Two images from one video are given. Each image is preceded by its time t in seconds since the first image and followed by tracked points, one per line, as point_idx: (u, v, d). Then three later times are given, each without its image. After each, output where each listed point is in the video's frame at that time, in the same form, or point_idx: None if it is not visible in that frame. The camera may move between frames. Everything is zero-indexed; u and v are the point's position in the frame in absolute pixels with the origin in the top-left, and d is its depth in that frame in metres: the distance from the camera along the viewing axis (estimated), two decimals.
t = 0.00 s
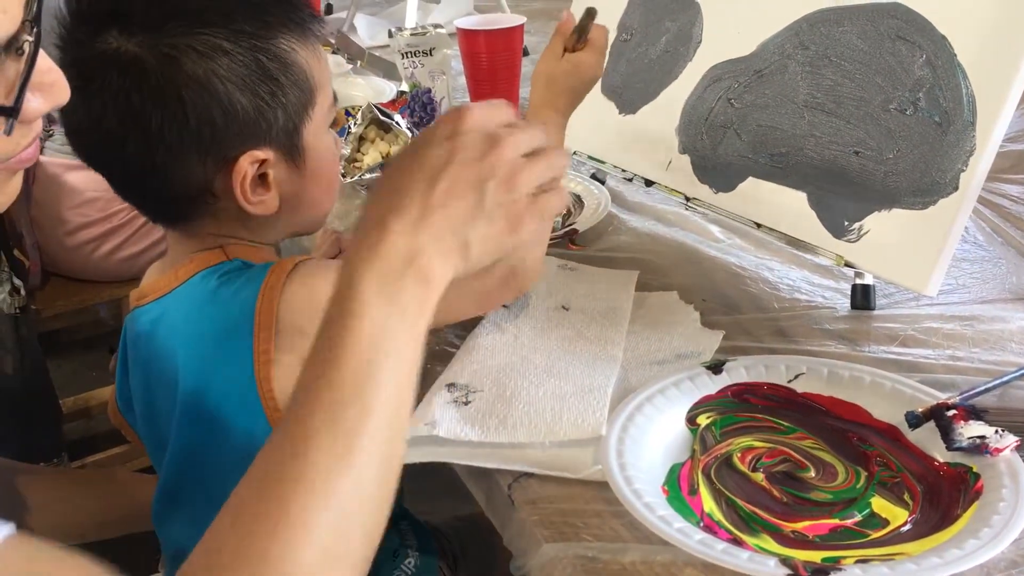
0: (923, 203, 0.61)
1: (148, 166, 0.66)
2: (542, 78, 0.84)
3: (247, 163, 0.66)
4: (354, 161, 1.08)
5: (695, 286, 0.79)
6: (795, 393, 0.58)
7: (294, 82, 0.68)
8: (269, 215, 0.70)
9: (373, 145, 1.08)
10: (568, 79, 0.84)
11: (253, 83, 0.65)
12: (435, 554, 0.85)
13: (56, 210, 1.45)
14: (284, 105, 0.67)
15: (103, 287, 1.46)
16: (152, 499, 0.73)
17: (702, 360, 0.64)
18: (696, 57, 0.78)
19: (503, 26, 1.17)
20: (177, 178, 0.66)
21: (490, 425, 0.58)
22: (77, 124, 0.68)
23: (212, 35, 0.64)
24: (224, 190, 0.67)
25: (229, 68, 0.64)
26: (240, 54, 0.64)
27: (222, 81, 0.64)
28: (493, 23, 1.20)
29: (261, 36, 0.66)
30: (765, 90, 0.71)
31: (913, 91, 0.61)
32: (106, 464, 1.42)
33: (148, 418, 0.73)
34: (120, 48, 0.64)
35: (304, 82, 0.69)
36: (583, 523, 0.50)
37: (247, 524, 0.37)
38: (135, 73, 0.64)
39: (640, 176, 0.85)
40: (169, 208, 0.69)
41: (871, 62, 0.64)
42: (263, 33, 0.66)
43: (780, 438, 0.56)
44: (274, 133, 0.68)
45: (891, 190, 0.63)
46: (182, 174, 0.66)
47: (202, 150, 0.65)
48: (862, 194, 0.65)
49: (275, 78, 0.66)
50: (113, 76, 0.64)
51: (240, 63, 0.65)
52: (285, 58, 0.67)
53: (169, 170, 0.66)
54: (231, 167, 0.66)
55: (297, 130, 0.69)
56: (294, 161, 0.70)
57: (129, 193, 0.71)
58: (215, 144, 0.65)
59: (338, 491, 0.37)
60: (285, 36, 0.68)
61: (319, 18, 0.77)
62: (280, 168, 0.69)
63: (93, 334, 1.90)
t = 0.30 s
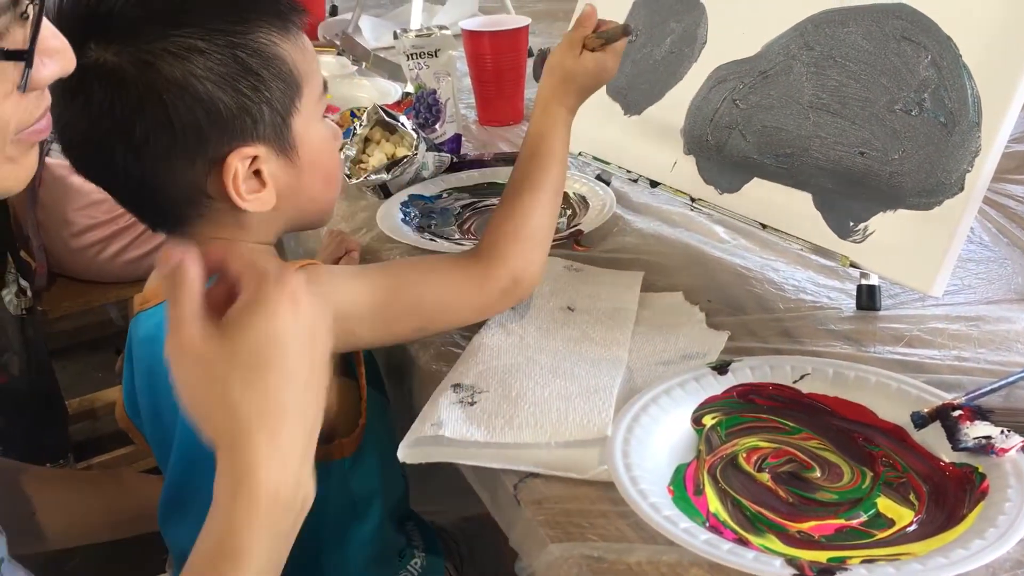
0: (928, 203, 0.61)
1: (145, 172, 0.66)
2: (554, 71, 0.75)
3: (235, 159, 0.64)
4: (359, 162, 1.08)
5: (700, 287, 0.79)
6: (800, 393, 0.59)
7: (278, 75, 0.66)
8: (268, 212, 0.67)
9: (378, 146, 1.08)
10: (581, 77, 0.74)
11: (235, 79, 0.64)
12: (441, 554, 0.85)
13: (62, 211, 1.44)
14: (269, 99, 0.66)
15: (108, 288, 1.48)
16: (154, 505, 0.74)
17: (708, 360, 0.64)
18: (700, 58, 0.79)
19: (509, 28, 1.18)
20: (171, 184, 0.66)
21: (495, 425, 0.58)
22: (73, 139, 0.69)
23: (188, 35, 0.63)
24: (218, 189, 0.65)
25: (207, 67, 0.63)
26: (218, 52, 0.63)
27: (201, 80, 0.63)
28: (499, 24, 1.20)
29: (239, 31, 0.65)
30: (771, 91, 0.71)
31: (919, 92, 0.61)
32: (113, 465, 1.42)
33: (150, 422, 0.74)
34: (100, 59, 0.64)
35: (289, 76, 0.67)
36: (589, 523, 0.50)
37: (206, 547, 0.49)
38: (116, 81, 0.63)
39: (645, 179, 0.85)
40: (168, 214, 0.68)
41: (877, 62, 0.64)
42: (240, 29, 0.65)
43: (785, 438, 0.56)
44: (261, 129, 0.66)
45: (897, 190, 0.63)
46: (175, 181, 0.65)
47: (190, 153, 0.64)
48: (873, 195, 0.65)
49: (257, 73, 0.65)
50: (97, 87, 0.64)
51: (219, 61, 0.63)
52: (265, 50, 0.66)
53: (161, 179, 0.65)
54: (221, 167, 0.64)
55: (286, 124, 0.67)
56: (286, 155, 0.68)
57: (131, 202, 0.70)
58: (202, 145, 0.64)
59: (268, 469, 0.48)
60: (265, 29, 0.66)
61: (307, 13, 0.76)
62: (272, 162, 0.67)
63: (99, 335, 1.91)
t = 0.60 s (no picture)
0: (932, 201, 0.61)
1: (129, 168, 0.68)
2: (557, 67, 0.74)
3: (212, 159, 0.65)
4: (361, 161, 1.07)
5: (703, 286, 0.78)
6: (803, 392, 0.58)
7: (259, 73, 0.67)
8: (249, 210, 0.69)
9: (380, 145, 1.08)
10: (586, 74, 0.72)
11: (212, 78, 0.65)
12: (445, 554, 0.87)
13: (65, 211, 1.44)
14: (249, 97, 0.66)
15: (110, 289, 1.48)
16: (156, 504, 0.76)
17: (710, 359, 0.64)
18: (703, 56, 0.78)
19: (511, 27, 1.18)
20: (152, 179, 0.68)
21: (496, 425, 0.57)
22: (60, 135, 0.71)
23: (166, 33, 0.64)
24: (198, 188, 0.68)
25: (184, 65, 0.64)
26: (196, 49, 0.64)
27: (177, 78, 0.64)
28: (501, 23, 1.20)
29: (220, 29, 0.65)
30: (773, 89, 0.71)
31: (922, 90, 0.61)
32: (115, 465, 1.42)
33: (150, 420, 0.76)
34: (82, 55, 0.65)
35: (271, 73, 0.68)
36: (591, 523, 0.50)
37: None
38: (97, 77, 0.65)
39: (646, 176, 0.85)
40: (153, 209, 0.70)
41: (880, 60, 0.63)
42: (221, 26, 0.65)
43: (788, 438, 0.55)
44: (240, 128, 0.67)
45: (900, 188, 0.63)
46: (157, 178, 0.67)
47: (168, 151, 0.66)
48: (868, 196, 0.65)
49: (236, 71, 0.66)
50: (79, 82, 0.66)
51: (198, 59, 0.64)
52: (246, 48, 0.66)
53: (141, 174, 0.68)
54: (199, 165, 0.66)
55: (267, 121, 0.68)
56: (269, 152, 0.69)
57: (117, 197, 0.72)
58: (180, 143, 0.65)
59: None
60: (247, 26, 0.67)
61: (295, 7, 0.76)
62: (254, 160, 0.68)
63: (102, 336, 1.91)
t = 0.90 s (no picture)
0: (932, 197, 0.61)
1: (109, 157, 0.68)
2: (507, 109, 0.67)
3: (185, 157, 0.66)
4: (360, 158, 1.07)
5: (702, 282, 0.78)
6: (803, 388, 0.58)
7: (242, 74, 0.67)
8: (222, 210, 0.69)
9: (379, 142, 1.08)
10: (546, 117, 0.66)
11: (191, 73, 0.65)
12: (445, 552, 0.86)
13: (63, 210, 1.45)
14: (229, 96, 0.66)
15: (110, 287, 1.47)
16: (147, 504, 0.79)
17: (710, 356, 0.64)
18: (703, 51, 0.78)
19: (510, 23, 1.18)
20: (127, 168, 0.68)
21: (496, 422, 0.57)
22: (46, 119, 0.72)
23: (149, 24, 0.64)
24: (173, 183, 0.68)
25: (163, 59, 0.64)
26: (176, 43, 0.64)
27: (155, 71, 0.64)
28: (500, 19, 1.20)
29: (204, 26, 0.65)
30: (773, 85, 0.71)
31: (922, 85, 0.61)
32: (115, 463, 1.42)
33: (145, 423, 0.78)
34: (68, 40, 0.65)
35: (255, 77, 0.67)
36: (592, 520, 0.50)
37: None
38: (78, 63, 0.65)
39: (646, 172, 0.84)
40: (132, 202, 0.71)
41: (880, 55, 0.63)
42: (206, 23, 0.65)
43: (788, 434, 0.55)
44: (216, 126, 0.67)
45: (900, 184, 0.62)
46: (132, 168, 0.68)
47: (142, 142, 0.66)
48: (866, 190, 0.65)
49: (218, 69, 0.65)
50: (62, 67, 0.66)
51: (178, 53, 0.64)
52: (232, 48, 0.66)
53: (117, 162, 0.68)
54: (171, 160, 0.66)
55: (247, 124, 0.68)
56: (247, 156, 0.69)
57: (101, 189, 0.73)
58: (154, 136, 0.66)
59: None
60: (235, 26, 0.66)
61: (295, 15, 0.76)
62: (231, 162, 0.68)
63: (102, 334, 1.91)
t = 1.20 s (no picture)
0: (932, 192, 0.60)
1: (102, 147, 0.67)
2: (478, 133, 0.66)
3: (189, 150, 0.65)
4: (358, 156, 1.07)
5: (702, 279, 0.78)
6: (802, 384, 0.58)
7: (251, 74, 0.67)
8: (219, 208, 0.68)
9: (377, 139, 1.07)
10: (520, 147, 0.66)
11: (202, 67, 0.64)
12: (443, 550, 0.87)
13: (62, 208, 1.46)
14: (236, 94, 0.66)
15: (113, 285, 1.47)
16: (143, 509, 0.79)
17: (710, 353, 0.64)
18: (702, 47, 0.78)
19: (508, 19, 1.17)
20: (124, 161, 0.67)
21: (492, 424, 0.57)
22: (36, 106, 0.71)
23: (162, 17, 0.64)
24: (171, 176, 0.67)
25: (177, 51, 0.64)
26: (189, 37, 0.64)
27: (167, 61, 0.63)
28: (497, 16, 1.19)
29: (217, 24, 0.65)
30: (772, 80, 0.71)
31: (922, 81, 0.61)
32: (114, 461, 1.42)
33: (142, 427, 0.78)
34: (77, 30, 0.65)
35: (262, 77, 0.68)
36: (590, 517, 0.49)
37: None
38: (85, 51, 0.64)
39: (645, 169, 0.83)
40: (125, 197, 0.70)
41: (879, 50, 0.63)
42: (219, 22, 0.66)
43: (787, 430, 0.55)
44: (222, 122, 0.66)
45: (899, 180, 0.62)
46: (129, 160, 0.67)
47: (146, 133, 0.65)
48: (867, 187, 0.64)
49: (228, 66, 0.66)
50: (66, 57, 0.65)
51: (189, 47, 0.64)
52: (242, 47, 0.66)
53: (114, 155, 0.67)
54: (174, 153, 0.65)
55: (251, 124, 0.68)
56: (249, 155, 0.69)
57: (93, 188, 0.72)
58: (159, 128, 0.65)
59: None
60: (246, 27, 0.67)
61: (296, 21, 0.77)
62: (234, 161, 0.68)
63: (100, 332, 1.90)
